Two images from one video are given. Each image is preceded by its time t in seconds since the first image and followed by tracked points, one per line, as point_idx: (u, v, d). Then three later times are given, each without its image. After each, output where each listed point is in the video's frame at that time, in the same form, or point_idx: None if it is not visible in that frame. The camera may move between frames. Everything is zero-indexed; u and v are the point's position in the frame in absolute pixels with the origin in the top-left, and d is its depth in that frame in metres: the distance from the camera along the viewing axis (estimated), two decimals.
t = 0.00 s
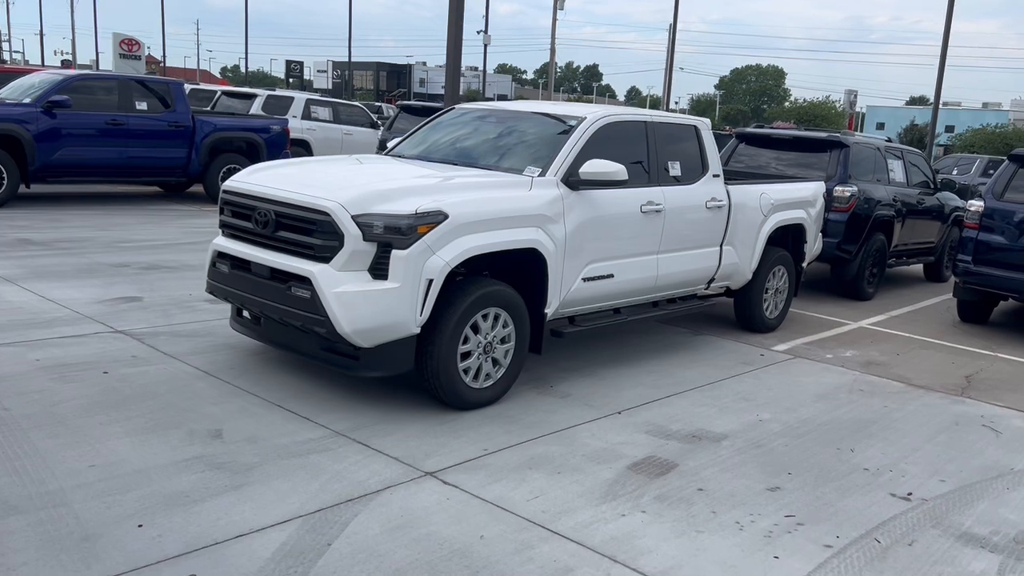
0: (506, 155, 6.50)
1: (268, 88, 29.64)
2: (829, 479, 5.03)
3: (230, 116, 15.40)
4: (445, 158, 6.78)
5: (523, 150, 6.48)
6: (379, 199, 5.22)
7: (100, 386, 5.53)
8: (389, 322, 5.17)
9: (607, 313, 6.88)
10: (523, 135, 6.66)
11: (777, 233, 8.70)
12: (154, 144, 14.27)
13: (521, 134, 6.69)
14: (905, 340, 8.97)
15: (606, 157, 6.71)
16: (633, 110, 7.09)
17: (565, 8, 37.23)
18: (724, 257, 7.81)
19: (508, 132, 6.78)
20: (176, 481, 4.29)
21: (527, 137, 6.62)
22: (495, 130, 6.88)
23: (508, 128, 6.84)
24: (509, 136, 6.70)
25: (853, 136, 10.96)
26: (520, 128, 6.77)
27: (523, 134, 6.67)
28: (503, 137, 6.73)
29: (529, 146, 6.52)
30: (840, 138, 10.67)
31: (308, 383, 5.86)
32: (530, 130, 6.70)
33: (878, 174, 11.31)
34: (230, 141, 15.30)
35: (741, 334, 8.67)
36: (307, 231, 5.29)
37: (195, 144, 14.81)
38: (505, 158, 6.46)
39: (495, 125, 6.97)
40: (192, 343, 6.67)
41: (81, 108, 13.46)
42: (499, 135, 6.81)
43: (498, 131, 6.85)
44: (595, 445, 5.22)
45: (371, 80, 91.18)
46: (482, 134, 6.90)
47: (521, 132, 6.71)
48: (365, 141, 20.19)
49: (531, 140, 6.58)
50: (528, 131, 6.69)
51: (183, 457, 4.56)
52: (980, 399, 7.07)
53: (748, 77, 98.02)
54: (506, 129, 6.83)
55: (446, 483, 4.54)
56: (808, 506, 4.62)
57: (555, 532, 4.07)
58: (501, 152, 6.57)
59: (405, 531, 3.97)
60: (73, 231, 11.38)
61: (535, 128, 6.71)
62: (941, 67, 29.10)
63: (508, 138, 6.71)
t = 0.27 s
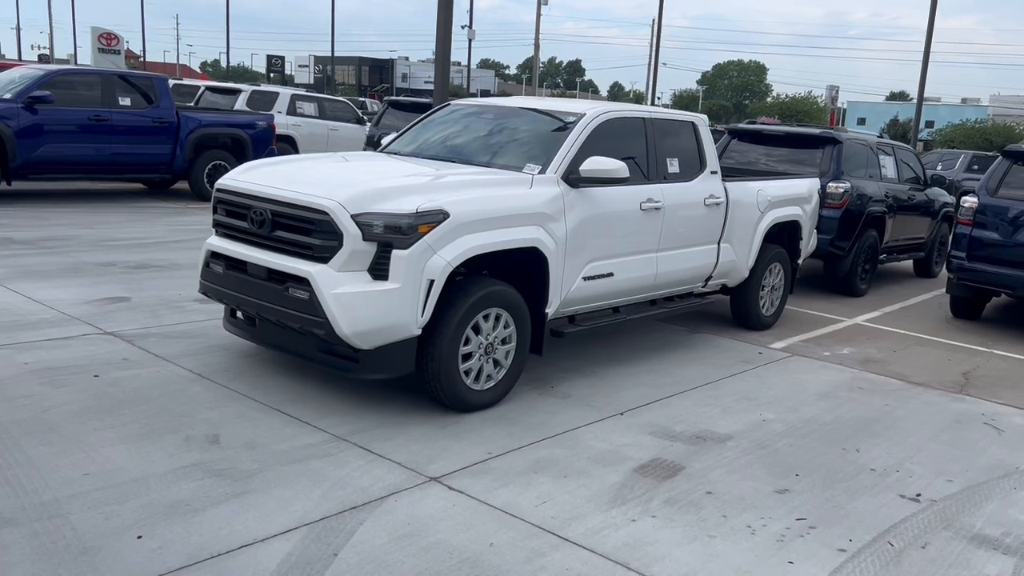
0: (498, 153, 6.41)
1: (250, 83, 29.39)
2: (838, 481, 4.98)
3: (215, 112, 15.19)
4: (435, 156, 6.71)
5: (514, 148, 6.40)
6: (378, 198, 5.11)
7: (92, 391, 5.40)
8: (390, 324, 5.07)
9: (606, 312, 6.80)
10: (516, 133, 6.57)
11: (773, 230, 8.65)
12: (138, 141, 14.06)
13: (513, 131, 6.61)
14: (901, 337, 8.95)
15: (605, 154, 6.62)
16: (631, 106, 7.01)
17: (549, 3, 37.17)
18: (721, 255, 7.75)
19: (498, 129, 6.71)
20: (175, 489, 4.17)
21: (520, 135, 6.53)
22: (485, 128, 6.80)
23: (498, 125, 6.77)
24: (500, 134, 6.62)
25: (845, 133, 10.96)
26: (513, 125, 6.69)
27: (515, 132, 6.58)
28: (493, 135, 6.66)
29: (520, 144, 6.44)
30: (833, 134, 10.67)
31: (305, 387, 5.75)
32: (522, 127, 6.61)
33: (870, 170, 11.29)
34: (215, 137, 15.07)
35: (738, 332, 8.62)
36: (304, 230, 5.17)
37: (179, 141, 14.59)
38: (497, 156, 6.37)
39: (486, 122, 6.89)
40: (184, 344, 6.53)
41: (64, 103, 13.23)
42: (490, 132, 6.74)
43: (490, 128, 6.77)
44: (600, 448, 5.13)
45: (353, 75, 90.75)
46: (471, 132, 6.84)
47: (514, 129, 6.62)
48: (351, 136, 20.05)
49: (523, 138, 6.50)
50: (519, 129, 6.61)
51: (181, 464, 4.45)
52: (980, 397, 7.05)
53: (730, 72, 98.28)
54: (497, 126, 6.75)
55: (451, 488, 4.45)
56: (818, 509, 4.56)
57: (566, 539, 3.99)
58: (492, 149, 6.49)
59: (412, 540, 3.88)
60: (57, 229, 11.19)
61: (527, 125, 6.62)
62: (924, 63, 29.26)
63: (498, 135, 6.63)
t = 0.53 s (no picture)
0: (494, 150, 6.33)
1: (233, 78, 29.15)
2: (851, 480, 4.93)
3: (202, 107, 14.99)
4: (428, 153, 6.62)
5: (510, 145, 6.32)
6: (383, 195, 5.01)
7: (90, 393, 5.28)
8: (396, 324, 4.97)
9: (609, 310, 6.73)
10: (511, 129, 6.50)
11: (772, 226, 8.60)
12: (124, 137, 13.86)
13: (509, 128, 6.53)
14: (899, 333, 8.94)
15: (608, 151, 6.54)
16: (633, 102, 6.93)
17: None
18: (722, 252, 7.69)
19: (493, 125, 6.64)
20: (182, 496, 4.07)
21: (516, 131, 6.45)
22: (479, 124, 6.72)
23: (492, 122, 6.70)
24: (494, 131, 6.55)
25: (840, 128, 10.92)
26: (509, 122, 6.61)
27: (512, 128, 6.50)
28: (487, 132, 6.59)
29: (515, 142, 6.37)
30: (828, 130, 10.63)
31: (308, 388, 5.65)
32: (516, 124, 6.54)
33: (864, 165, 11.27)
34: (203, 133, 14.87)
35: (737, 329, 8.58)
36: (308, 229, 5.07)
37: (167, 137, 14.39)
38: (492, 154, 6.30)
39: (482, 118, 6.81)
40: (181, 345, 6.41)
41: (49, 98, 13.02)
42: (483, 129, 6.67)
43: (485, 124, 6.69)
44: (611, 449, 5.07)
45: (336, 70, 90.31)
46: (464, 128, 6.77)
47: (510, 125, 6.54)
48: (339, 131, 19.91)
49: (519, 135, 6.42)
50: (514, 125, 6.53)
51: (186, 469, 4.34)
52: (983, 393, 7.03)
53: (713, 67, 98.49)
54: (492, 122, 6.68)
55: (464, 492, 4.36)
56: (834, 510, 4.51)
57: (584, 544, 3.91)
58: (487, 146, 6.42)
59: (428, 546, 3.79)
60: (44, 227, 11.00)
61: (523, 121, 6.55)
62: (910, 58, 29.44)
63: (492, 132, 6.56)
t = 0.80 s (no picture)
0: (493, 150, 6.30)
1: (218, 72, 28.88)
2: (870, 482, 4.89)
3: (193, 103, 14.80)
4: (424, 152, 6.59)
5: (509, 144, 6.30)
6: (397, 195, 4.93)
7: (96, 398, 5.17)
8: (411, 326, 4.89)
9: (618, 309, 6.67)
10: (510, 128, 6.48)
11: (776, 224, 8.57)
12: (114, 133, 13.67)
13: (508, 127, 6.51)
14: (901, 330, 8.94)
15: (618, 148, 6.47)
16: (641, 99, 6.86)
17: None
18: (729, 249, 7.65)
19: (491, 124, 6.62)
20: (198, 505, 3.98)
21: (516, 130, 6.43)
22: (477, 122, 6.71)
23: (489, 121, 6.68)
24: (492, 130, 6.53)
25: (839, 125, 10.90)
26: (509, 120, 6.59)
27: (512, 126, 6.48)
28: (484, 131, 6.56)
29: (514, 141, 6.35)
30: (828, 126, 10.61)
31: (318, 391, 5.56)
32: (514, 123, 6.52)
33: (863, 162, 11.27)
34: (193, 129, 14.69)
35: (741, 326, 8.55)
36: (320, 229, 4.97)
37: (158, 133, 14.21)
38: (492, 152, 6.27)
39: (481, 117, 6.79)
40: (185, 347, 6.30)
41: (36, 94, 12.81)
42: (481, 128, 6.64)
43: (484, 122, 6.68)
44: (628, 451, 5.01)
45: (320, 65, 89.83)
46: (461, 127, 6.75)
47: (509, 124, 6.52)
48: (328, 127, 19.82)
49: (517, 134, 6.40)
50: (512, 124, 6.51)
51: (200, 476, 4.25)
52: (991, 391, 7.02)
53: (698, 62, 98.71)
54: (491, 121, 6.66)
55: (484, 497, 4.30)
56: (857, 512, 4.47)
57: (611, 550, 3.85)
58: (486, 145, 6.40)
59: (453, 555, 3.72)
60: (35, 225, 10.84)
61: (522, 120, 6.53)
62: (898, 52, 29.62)
63: (490, 131, 6.54)
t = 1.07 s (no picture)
0: (492, 148, 6.31)
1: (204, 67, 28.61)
2: (887, 483, 4.87)
3: (184, 99, 14.61)
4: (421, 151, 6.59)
5: (508, 143, 6.30)
6: (408, 196, 4.86)
7: (102, 402, 5.08)
8: (424, 328, 4.82)
9: (625, 309, 6.63)
10: (509, 127, 6.49)
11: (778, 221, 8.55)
12: (105, 129, 13.50)
13: (506, 126, 6.51)
14: (903, 327, 8.94)
15: (625, 146, 6.42)
16: (647, 97, 6.81)
17: None
18: (734, 247, 7.62)
19: (488, 122, 6.63)
20: (214, 513, 3.91)
21: (515, 129, 6.44)
22: (476, 121, 6.71)
23: (486, 119, 6.69)
24: (489, 128, 6.53)
25: (838, 121, 10.89)
26: (508, 119, 6.59)
27: (511, 125, 6.48)
28: (481, 129, 6.57)
29: (514, 140, 6.35)
30: (827, 122, 10.59)
31: (327, 394, 5.49)
32: (512, 122, 6.53)
33: (861, 159, 11.27)
34: (184, 125, 14.50)
35: (744, 324, 8.53)
36: (331, 230, 4.90)
37: (149, 130, 14.03)
38: (491, 151, 6.27)
39: (480, 115, 6.79)
40: (188, 348, 6.21)
41: (25, 90, 12.63)
42: (478, 127, 6.65)
43: (483, 120, 6.68)
44: (643, 453, 4.96)
45: (305, 59, 89.35)
46: (459, 126, 6.76)
47: (508, 123, 6.52)
48: (318, 124, 19.76)
49: (517, 133, 6.40)
50: (510, 123, 6.52)
51: (214, 483, 4.17)
52: (996, 388, 7.02)
53: (684, 57, 98.85)
54: (490, 119, 6.67)
55: (503, 502, 4.24)
56: (877, 515, 4.44)
57: (635, 556, 3.81)
58: (483, 144, 6.40)
59: (477, 562, 3.66)
60: (26, 224, 10.69)
61: (522, 118, 6.53)
62: (886, 48, 29.73)
63: (487, 129, 6.55)
